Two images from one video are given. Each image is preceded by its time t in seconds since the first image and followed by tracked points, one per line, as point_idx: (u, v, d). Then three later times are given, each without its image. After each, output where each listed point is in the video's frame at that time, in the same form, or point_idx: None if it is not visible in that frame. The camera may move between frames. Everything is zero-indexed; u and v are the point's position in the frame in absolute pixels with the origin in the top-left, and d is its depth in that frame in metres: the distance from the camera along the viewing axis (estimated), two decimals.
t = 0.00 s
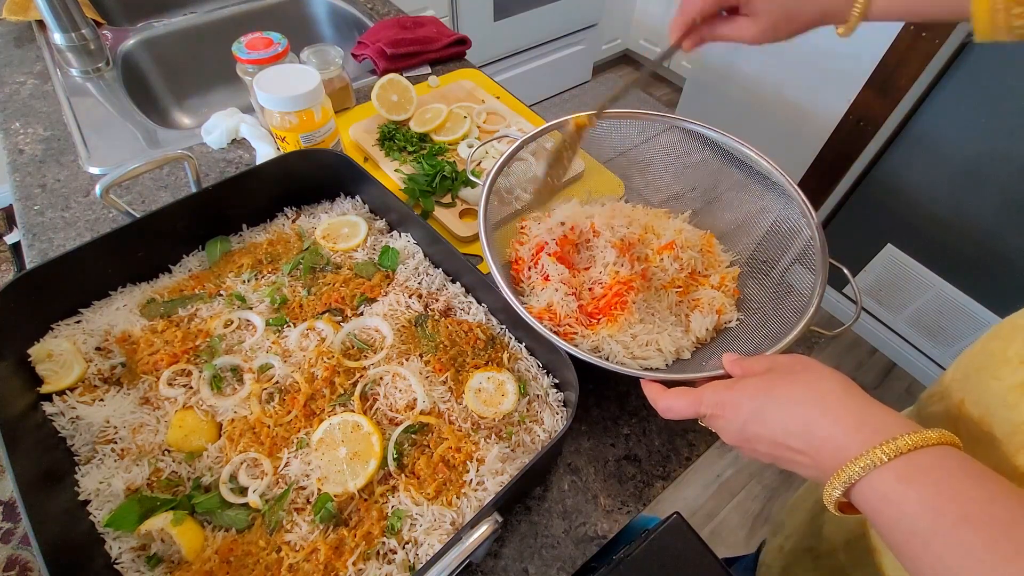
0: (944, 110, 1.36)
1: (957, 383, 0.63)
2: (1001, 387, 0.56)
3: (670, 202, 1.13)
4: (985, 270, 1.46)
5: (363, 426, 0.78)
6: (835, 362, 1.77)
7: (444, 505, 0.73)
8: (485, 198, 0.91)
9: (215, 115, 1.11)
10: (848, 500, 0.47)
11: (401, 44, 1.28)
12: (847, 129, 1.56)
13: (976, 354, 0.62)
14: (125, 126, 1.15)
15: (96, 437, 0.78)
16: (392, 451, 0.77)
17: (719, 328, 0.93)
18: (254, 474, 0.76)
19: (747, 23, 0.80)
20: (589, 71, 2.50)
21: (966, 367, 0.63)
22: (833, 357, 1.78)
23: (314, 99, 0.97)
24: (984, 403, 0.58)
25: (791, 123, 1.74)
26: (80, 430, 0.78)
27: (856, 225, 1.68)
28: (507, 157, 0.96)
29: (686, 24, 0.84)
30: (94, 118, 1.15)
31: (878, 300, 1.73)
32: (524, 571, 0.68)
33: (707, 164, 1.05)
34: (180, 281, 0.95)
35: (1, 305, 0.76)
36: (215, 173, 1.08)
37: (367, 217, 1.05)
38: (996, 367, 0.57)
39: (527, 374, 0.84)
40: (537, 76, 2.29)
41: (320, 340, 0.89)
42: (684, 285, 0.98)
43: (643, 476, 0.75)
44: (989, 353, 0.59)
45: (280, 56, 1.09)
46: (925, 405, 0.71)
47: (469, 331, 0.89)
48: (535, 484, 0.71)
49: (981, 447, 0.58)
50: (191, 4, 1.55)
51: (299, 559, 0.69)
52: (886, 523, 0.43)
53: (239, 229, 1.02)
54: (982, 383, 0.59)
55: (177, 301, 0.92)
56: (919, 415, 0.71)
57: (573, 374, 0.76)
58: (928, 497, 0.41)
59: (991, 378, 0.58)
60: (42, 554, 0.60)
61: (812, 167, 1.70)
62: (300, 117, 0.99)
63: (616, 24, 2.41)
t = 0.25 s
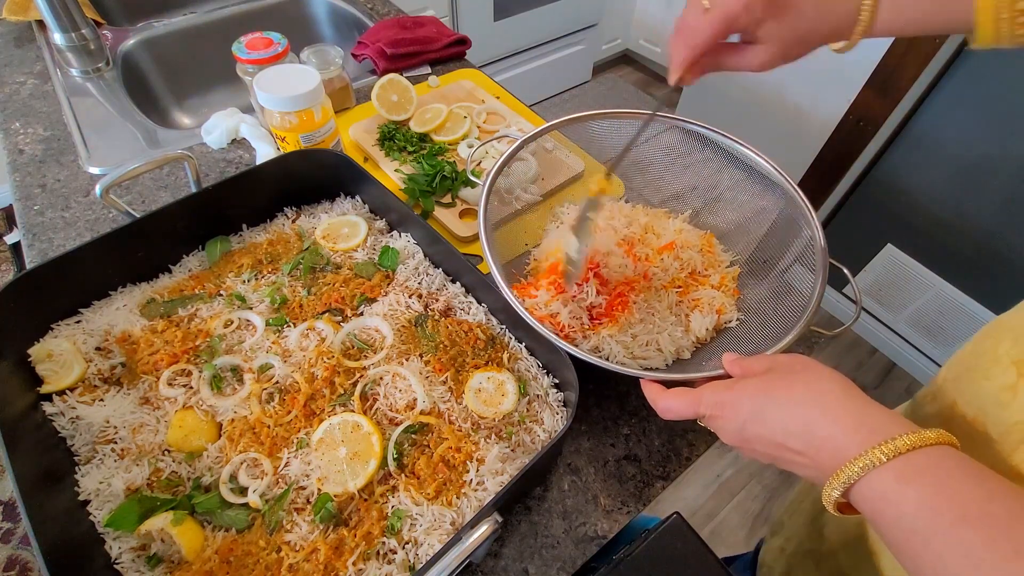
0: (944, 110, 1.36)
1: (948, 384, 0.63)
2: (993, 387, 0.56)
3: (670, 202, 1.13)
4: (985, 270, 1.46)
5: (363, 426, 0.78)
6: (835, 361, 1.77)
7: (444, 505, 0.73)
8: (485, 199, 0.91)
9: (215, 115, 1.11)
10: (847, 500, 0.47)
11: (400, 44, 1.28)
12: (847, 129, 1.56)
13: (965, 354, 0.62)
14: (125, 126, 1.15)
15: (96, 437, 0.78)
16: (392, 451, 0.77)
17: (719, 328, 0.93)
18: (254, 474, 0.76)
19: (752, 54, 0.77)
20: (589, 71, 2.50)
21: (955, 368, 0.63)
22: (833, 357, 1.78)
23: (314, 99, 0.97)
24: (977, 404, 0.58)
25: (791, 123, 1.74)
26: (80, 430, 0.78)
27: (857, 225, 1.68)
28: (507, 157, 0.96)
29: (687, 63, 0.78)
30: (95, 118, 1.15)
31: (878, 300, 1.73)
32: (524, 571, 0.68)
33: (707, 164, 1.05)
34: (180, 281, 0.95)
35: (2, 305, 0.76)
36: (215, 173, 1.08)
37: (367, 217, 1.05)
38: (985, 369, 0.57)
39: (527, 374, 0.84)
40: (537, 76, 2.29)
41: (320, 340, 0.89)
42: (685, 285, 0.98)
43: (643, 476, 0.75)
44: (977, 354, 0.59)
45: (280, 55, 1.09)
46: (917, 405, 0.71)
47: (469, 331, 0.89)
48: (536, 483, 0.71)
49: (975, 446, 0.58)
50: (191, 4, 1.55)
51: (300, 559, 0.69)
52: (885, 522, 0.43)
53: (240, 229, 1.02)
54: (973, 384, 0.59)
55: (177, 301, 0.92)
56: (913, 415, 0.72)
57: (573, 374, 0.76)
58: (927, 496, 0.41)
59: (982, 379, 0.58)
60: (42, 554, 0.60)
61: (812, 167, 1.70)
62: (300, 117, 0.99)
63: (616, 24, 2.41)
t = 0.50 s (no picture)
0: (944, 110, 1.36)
1: (952, 382, 0.63)
2: (996, 384, 0.56)
3: (671, 202, 1.13)
4: (985, 270, 1.46)
5: (362, 427, 0.78)
6: (835, 361, 1.76)
7: (444, 505, 0.73)
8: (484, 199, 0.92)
9: (215, 115, 1.11)
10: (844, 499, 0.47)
11: (401, 44, 1.28)
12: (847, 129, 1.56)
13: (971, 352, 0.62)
14: (125, 126, 1.15)
15: (96, 437, 0.78)
16: (392, 451, 0.77)
17: (717, 329, 0.93)
18: (254, 474, 0.76)
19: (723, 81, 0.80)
20: (589, 71, 2.50)
21: (961, 365, 0.63)
22: (833, 357, 1.78)
23: (314, 99, 0.97)
24: (980, 401, 0.58)
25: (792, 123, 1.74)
26: (80, 430, 0.78)
27: (857, 225, 1.68)
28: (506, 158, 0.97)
29: (666, 85, 0.84)
30: (95, 118, 1.15)
31: (878, 300, 1.73)
32: (524, 571, 0.68)
33: (707, 164, 1.05)
34: (180, 281, 0.95)
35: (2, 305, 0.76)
36: (215, 173, 1.08)
37: (367, 217, 1.05)
38: (990, 365, 0.57)
39: (527, 374, 0.84)
40: (537, 76, 2.29)
41: (320, 340, 0.89)
42: (684, 285, 0.98)
43: (643, 476, 0.75)
44: (983, 350, 0.59)
45: (280, 56, 1.09)
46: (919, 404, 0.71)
47: (469, 331, 0.89)
48: (536, 483, 0.71)
49: (977, 444, 0.58)
50: (191, 4, 1.55)
51: (300, 559, 0.69)
52: (882, 521, 0.43)
53: (239, 229, 1.02)
54: (976, 381, 0.59)
55: (177, 301, 0.92)
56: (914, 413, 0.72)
57: (573, 374, 0.76)
58: (923, 495, 0.41)
59: (987, 375, 0.57)
60: (42, 554, 0.60)
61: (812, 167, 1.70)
62: (300, 117, 0.99)
63: (616, 24, 2.41)
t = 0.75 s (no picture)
0: (944, 110, 1.36)
1: (951, 383, 0.63)
2: (995, 385, 0.56)
3: (670, 202, 1.13)
4: (985, 270, 1.46)
5: (362, 427, 0.78)
6: (835, 361, 1.76)
7: (444, 505, 0.73)
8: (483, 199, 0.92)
9: (215, 115, 1.11)
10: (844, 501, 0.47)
11: (401, 44, 1.28)
12: (847, 129, 1.56)
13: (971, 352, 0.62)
14: (125, 126, 1.15)
15: (96, 437, 0.78)
16: (392, 451, 0.77)
17: (716, 329, 0.93)
18: (254, 474, 0.76)
19: (766, 105, 0.75)
20: (589, 71, 2.50)
21: (961, 366, 0.63)
22: (833, 357, 1.78)
23: (314, 99, 0.97)
24: (979, 401, 0.58)
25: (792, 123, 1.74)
26: (80, 430, 0.78)
27: (857, 225, 1.68)
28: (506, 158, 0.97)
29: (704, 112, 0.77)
30: (95, 118, 1.15)
31: (878, 300, 1.73)
32: (524, 571, 0.68)
33: (707, 164, 1.05)
34: (179, 281, 0.95)
35: (2, 305, 0.76)
36: (215, 173, 1.08)
37: (367, 217, 1.05)
38: (990, 365, 0.57)
39: (527, 374, 0.84)
40: (537, 76, 2.29)
41: (320, 340, 0.89)
42: (683, 285, 0.98)
43: (643, 476, 0.75)
44: (983, 352, 0.59)
45: (280, 56, 1.09)
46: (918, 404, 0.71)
47: (469, 331, 0.89)
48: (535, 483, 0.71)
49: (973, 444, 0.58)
50: (191, 4, 1.55)
51: (300, 559, 0.69)
52: (880, 522, 0.44)
53: (240, 229, 1.02)
54: (976, 382, 0.59)
55: (177, 301, 0.92)
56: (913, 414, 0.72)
57: (573, 374, 0.76)
58: (921, 497, 0.41)
59: (986, 375, 0.58)
60: (42, 554, 0.60)
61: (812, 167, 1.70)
62: (300, 117, 0.99)
63: (616, 24, 2.41)
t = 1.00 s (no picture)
0: (945, 111, 1.36)
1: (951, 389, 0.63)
2: (991, 392, 0.57)
3: (670, 202, 1.13)
4: (985, 270, 1.46)
5: (363, 427, 0.78)
6: (835, 362, 1.76)
7: (444, 505, 0.73)
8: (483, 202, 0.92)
9: (215, 115, 1.11)
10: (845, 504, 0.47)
11: (401, 44, 1.28)
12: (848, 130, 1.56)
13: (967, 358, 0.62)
14: (125, 126, 1.15)
15: (96, 437, 0.78)
16: (392, 451, 0.77)
17: (716, 329, 0.93)
18: (254, 474, 0.76)
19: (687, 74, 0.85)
20: (589, 71, 2.50)
21: (958, 372, 0.63)
22: (833, 357, 1.78)
23: (314, 99, 0.97)
24: (977, 408, 0.58)
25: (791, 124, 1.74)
26: (80, 430, 0.78)
27: (857, 225, 1.68)
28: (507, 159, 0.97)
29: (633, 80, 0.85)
30: (95, 118, 1.15)
31: (878, 300, 1.73)
32: (524, 571, 0.68)
33: (707, 164, 1.05)
34: (180, 281, 0.95)
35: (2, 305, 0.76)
36: (215, 173, 1.08)
37: (367, 217, 1.05)
38: (985, 373, 0.57)
39: (527, 374, 0.84)
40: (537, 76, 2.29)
41: (320, 340, 0.89)
42: (683, 284, 0.98)
43: (643, 476, 0.75)
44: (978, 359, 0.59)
45: (280, 56, 1.09)
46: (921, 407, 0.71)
47: (469, 331, 0.89)
48: (536, 483, 0.71)
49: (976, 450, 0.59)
50: (191, 4, 1.55)
51: (300, 559, 0.69)
52: (881, 524, 0.43)
53: (240, 229, 1.02)
54: (971, 388, 0.59)
55: (177, 301, 0.92)
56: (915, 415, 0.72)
57: (573, 374, 0.76)
58: (925, 499, 0.41)
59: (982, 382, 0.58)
60: (42, 554, 0.60)
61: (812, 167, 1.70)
62: (300, 117, 0.99)
63: (616, 25, 2.41)
